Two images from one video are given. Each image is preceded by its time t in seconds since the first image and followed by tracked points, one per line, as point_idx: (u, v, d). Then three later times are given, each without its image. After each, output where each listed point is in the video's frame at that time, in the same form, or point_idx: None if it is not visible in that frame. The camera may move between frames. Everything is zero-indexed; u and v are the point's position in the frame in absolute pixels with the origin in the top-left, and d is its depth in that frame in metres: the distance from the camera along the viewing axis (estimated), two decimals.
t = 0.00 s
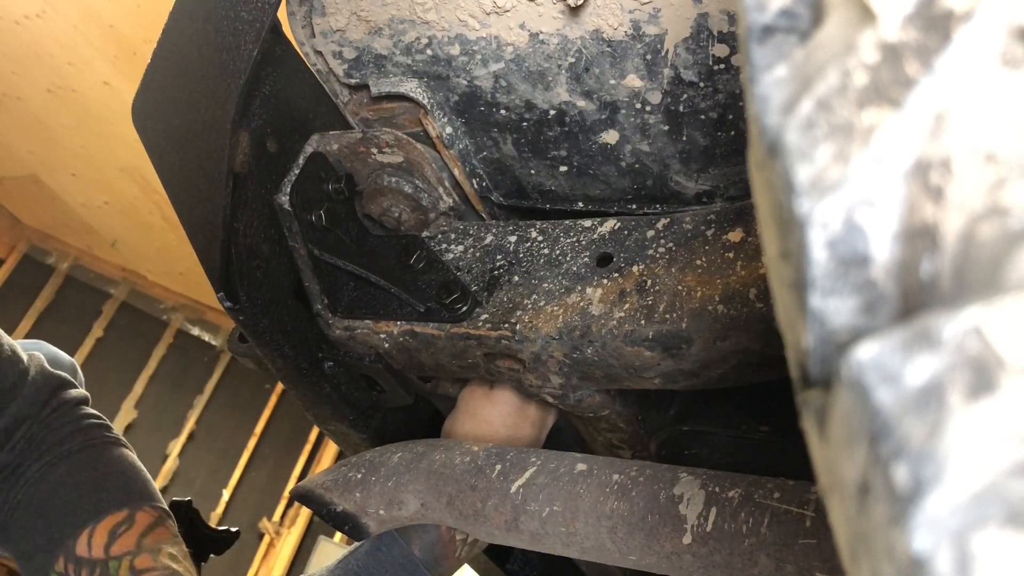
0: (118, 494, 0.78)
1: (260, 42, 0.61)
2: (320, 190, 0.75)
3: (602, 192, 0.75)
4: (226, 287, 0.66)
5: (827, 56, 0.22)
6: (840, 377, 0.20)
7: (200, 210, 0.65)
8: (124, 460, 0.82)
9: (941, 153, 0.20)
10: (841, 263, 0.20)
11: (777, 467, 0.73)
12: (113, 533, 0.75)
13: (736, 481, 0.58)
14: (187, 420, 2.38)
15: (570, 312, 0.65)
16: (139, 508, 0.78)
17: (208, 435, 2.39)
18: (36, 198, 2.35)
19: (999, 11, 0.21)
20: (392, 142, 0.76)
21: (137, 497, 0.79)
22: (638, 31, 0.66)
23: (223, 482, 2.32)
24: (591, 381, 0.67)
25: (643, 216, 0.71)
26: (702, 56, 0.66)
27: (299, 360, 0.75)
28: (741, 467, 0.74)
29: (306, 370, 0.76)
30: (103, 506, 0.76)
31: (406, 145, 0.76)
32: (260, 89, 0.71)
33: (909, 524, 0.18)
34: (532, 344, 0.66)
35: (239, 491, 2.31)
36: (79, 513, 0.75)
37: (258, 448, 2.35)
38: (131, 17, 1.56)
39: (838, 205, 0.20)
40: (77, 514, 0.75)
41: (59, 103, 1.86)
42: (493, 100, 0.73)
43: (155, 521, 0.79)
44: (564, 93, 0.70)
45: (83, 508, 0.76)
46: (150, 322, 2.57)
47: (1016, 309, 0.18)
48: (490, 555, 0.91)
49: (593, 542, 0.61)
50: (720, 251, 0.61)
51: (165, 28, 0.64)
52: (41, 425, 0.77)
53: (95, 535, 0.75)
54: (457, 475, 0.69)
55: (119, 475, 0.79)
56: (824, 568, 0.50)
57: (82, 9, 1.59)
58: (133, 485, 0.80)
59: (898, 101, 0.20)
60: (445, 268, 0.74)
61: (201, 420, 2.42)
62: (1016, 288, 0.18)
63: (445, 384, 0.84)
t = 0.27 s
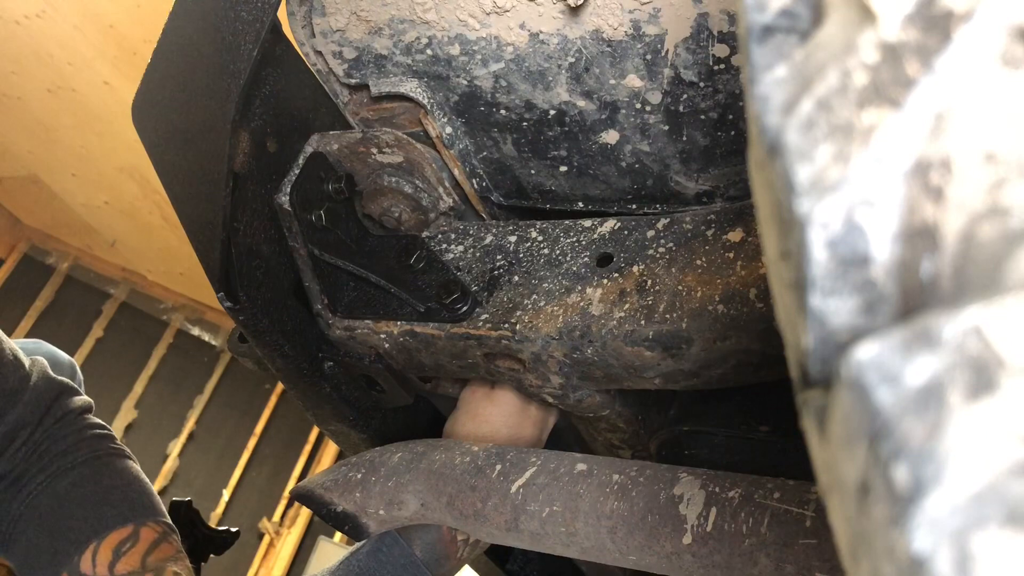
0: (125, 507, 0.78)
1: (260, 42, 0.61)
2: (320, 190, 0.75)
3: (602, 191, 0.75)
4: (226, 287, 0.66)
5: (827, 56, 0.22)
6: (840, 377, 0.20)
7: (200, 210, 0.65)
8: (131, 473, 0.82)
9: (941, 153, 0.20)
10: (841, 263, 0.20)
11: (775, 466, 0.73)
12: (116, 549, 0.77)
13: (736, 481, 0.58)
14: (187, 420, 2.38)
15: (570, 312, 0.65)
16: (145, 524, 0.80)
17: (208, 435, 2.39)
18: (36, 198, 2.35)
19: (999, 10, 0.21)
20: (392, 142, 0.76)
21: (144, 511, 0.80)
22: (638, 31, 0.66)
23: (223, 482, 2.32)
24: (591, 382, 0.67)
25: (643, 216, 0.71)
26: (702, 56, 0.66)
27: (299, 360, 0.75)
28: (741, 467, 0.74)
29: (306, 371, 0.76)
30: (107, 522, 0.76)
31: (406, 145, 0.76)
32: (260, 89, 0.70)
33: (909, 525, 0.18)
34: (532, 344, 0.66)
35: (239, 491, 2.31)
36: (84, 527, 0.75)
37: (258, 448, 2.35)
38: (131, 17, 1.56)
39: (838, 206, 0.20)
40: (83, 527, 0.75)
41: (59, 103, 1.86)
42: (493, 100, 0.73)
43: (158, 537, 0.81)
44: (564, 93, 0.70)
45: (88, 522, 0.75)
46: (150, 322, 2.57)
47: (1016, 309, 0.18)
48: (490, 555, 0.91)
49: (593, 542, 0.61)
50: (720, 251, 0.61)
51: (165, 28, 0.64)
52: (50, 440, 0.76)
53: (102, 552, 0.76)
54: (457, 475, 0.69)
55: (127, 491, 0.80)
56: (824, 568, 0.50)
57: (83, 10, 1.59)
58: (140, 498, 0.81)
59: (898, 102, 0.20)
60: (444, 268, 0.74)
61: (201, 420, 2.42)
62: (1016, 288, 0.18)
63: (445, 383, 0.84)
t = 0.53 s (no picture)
0: (114, 519, 0.79)
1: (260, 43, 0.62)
2: (320, 190, 0.75)
3: (602, 192, 0.75)
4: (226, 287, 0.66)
5: (827, 56, 0.22)
6: (840, 377, 0.20)
7: (200, 210, 0.65)
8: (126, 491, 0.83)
9: (941, 153, 0.20)
10: (841, 263, 0.20)
11: (777, 467, 0.73)
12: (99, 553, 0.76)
13: (736, 481, 0.58)
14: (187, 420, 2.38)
15: (570, 312, 0.65)
16: (129, 538, 0.78)
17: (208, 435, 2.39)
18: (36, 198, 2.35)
19: (1000, 10, 0.21)
20: (392, 142, 0.76)
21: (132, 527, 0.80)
22: (638, 31, 0.66)
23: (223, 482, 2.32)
24: (591, 382, 0.67)
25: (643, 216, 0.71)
26: (702, 56, 0.66)
27: (299, 360, 0.75)
28: (742, 467, 0.74)
29: (306, 370, 0.76)
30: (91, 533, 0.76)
31: (406, 145, 0.76)
32: (260, 89, 0.70)
33: (909, 524, 0.18)
34: (532, 344, 0.65)
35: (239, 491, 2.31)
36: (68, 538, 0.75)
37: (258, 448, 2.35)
38: (131, 17, 1.56)
39: (838, 206, 0.20)
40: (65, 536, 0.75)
41: (59, 103, 1.86)
42: (493, 101, 0.73)
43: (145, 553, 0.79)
44: (564, 93, 0.70)
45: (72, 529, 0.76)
46: (150, 322, 2.57)
47: (1016, 309, 0.18)
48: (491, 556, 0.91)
49: (593, 542, 0.61)
50: (720, 251, 0.61)
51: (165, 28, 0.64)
52: (49, 445, 0.80)
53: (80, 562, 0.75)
54: (457, 475, 0.69)
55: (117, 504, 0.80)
56: (824, 568, 0.50)
57: (83, 10, 1.59)
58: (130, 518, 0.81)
59: (898, 101, 0.20)
60: (444, 268, 0.74)
61: (201, 420, 2.42)
62: (1016, 288, 0.18)
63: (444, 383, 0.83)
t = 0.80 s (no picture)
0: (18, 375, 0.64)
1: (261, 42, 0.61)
2: (321, 190, 0.75)
3: (602, 192, 0.75)
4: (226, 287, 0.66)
5: (827, 56, 0.22)
6: (840, 377, 0.20)
7: (200, 211, 0.65)
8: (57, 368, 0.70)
9: (941, 153, 0.20)
10: (841, 263, 0.20)
11: (777, 468, 0.73)
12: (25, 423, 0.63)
13: (736, 481, 0.58)
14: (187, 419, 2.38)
15: (570, 312, 0.65)
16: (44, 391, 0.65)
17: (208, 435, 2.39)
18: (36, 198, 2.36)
19: (1000, 10, 0.21)
20: (392, 142, 0.76)
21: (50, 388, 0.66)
22: (638, 31, 0.66)
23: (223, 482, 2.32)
24: (591, 382, 0.67)
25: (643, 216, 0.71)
26: (702, 56, 0.66)
27: (299, 360, 0.75)
28: (742, 467, 0.74)
29: (306, 370, 0.76)
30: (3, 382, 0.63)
31: (406, 145, 0.76)
32: (260, 89, 0.70)
33: (909, 524, 0.18)
34: (532, 344, 0.65)
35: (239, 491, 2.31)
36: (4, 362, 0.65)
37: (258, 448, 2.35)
38: (130, 17, 1.56)
39: (838, 206, 0.20)
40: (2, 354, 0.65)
41: (59, 103, 1.86)
42: (493, 100, 0.73)
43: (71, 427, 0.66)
44: (564, 93, 0.70)
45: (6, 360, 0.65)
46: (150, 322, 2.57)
47: (1017, 309, 0.18)
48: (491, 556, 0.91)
49: (593, 542, 0.61)
50: (720, 251, 0.61)
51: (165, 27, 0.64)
52: None
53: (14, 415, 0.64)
54: (457, 475, 0.69)
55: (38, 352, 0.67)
56: (824, 568, 0.50)
57: (83, 11, 1.59)
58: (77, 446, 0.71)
59: (898, 101, 0.20)
60: (445, 268, 0.74)
61: (201, 420, 2.42)
62: (1016, 288, 0.18)
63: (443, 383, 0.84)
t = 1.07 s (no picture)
0: None
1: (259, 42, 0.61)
2: (320, 190, 0.74)
3: (601, 191, 0.75)
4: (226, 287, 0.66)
5: (828, 56, 0.22)
6: (840, 377, 0.20)
7: (200, 211, 0.65)
8: None
9: (942, 153, 0.20)
10: (841, 263, 0.20)
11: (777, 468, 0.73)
12: None
13: (736, 481, 0.58)
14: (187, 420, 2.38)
15: (570, 312, 0.65)
16: None
17: (208, 435, 2.39)
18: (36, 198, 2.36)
19: (999, 10, 0.21)
20: (392, 142, 0.75)
21: None
22: (638, 31, 0.66)
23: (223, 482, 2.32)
24: (591, 382, 0.67)
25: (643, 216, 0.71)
26: (702, 56, 0.66)
27: (299, 360, 0.75)
28: (742, 467, 0.74)
29: (306, 370, 0.76)
30: None
31: (406, 145, 0.76)
32: (260, 88, 0.70)
33: (909, 524, 0.18)
34: (532, 344, 0.65)
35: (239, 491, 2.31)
36: None
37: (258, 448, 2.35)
38: (130, 17, 1.57)
39: (838, 206, 0.20)
40: None
41: (59, 103, 1.86)
42: (493, 100, 0.73)
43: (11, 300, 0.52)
44: (564, 93, 0.70)
45: None
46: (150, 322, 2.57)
47: (1017, 309, 0.18)
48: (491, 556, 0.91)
49: (593, 542, 0.61)
50: (720, 251, 0.61)
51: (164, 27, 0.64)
52: None
53: None
54: (457, 475, 0.69)
55: None
56: (825, 568, 0.50)
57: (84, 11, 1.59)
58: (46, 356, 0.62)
59: (898, 101, 0.20)
60: (445, 268, 0.74)
61: (201, 420, 2.42)
62: (1016, 288, 0.18)
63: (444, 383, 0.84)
